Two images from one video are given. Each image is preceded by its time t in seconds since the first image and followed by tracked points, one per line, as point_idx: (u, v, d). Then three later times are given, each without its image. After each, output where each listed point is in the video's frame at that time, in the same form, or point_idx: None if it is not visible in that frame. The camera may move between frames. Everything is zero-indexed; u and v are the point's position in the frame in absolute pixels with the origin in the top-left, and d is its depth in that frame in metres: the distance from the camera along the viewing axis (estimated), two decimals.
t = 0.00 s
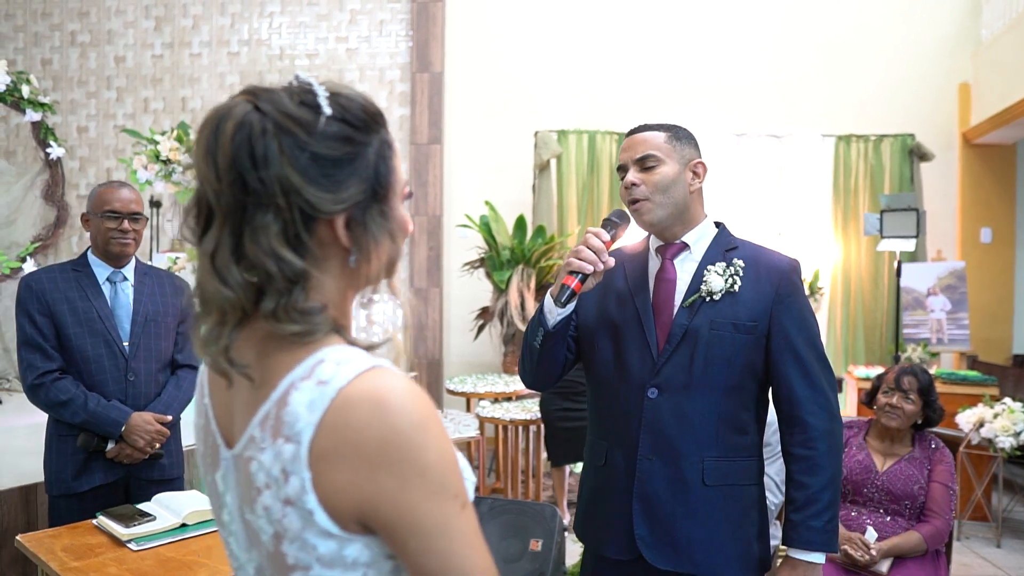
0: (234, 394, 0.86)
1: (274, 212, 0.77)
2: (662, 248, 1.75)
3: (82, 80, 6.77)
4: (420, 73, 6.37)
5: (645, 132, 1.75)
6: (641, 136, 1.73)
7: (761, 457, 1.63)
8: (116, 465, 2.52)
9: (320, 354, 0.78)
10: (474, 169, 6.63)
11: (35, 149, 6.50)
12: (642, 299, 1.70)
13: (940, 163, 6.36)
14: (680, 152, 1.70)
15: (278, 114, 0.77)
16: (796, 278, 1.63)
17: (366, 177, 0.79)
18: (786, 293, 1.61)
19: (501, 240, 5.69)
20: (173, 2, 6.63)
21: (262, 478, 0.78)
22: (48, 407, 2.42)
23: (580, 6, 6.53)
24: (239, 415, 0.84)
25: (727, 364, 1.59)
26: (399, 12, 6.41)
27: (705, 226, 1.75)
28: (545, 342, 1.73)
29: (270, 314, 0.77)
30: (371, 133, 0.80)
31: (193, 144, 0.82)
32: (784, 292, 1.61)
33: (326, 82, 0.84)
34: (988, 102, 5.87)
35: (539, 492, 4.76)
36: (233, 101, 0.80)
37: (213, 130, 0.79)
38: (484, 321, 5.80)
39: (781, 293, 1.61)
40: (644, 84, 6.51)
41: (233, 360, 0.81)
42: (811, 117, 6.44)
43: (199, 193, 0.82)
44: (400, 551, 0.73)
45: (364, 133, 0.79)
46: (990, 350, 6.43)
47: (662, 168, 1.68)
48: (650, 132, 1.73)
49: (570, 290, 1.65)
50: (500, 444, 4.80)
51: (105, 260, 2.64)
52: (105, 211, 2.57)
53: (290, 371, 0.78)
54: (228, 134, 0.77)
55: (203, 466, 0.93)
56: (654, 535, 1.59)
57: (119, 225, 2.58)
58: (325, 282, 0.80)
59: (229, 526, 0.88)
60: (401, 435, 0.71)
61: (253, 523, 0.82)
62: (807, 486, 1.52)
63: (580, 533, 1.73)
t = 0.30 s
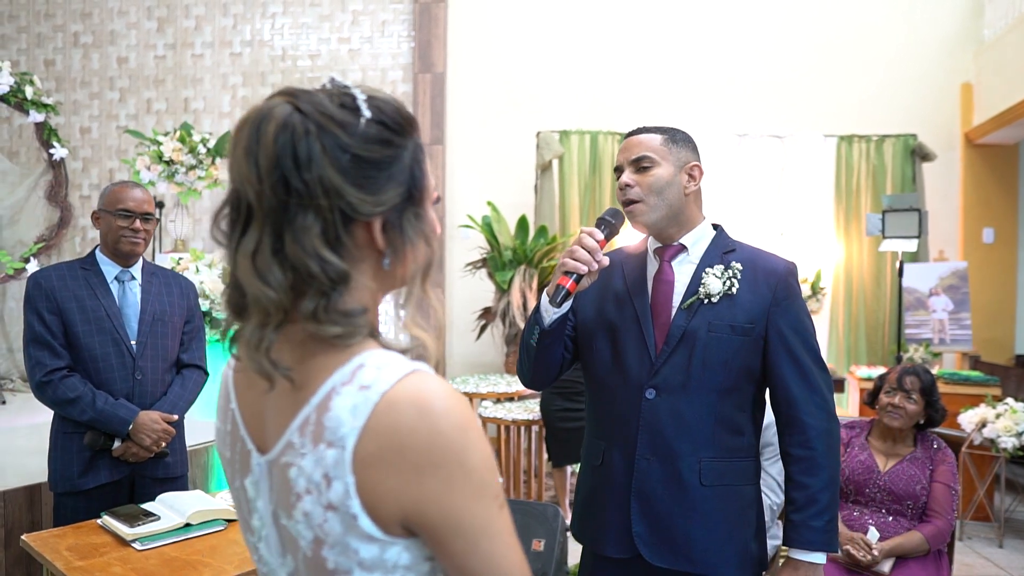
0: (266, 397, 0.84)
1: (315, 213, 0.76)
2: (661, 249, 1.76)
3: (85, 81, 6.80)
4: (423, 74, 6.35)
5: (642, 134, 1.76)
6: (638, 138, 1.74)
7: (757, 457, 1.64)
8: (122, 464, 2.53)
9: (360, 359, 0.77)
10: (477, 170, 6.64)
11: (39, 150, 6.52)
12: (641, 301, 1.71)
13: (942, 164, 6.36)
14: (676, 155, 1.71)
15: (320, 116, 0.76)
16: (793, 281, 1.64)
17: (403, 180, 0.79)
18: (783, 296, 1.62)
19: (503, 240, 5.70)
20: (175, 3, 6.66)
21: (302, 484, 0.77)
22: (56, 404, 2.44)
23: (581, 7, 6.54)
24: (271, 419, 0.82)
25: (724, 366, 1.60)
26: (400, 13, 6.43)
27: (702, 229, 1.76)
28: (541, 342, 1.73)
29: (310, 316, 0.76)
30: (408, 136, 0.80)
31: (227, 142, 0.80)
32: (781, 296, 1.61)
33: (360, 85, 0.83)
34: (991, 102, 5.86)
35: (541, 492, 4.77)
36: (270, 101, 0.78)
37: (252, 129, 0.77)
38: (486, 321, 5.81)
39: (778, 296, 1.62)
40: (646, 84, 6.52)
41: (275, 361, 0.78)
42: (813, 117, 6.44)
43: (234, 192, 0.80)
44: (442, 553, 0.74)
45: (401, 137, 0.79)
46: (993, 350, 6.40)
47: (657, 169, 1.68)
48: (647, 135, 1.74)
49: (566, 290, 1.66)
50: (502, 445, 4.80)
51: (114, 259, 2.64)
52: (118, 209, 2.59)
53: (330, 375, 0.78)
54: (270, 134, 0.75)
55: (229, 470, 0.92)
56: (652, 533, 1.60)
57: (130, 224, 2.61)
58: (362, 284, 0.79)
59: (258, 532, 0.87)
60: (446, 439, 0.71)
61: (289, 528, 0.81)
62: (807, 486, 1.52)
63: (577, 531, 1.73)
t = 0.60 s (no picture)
0: (288, 398, 0.82)
1: (343, 212, 0.75)
2: (662, 249, 1.75)
3: (87, 81, 6.81)
4: (424, 73, 6.52)
5: (646, 132, 1.76)
6: (645, 135, 1.73)
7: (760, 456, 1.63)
8: (124, 463, 2.54)
9: (386, 361, 0.77)
10: (478, 170, 6.64)
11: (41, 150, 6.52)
12: (642, 300, 1.71)
13: (944, 163, 6.35)
14: (681, 154, 1.71)
15: (350, 114, 0.76)
16: (793, 279, 1.63)
17: (431, 180, 0.79)
18: (783, 293, 1.61)
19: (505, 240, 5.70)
20: (177, 3, 6.66)
21: (328, 486, 0.77)
22: (58, 403, 2.45)
23: (583, 6, 6.54)
24: (293, 420, 0.81)
25: (724, 364, 1.60)
26: (402, 12, 6.51)
27: (704, 227, 1.76)
28: (544, 335, 1.73)
29: (338, 316, 0.75)
30: (435, 136, 0.80)
31: (253, 139, 0.79)
32: (781, 293, 1.61)
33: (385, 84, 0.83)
34: (993, 101, 5.85)
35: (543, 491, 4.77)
36: (299, 98, 0.78)
37: (282, 127, 0.76)
38: (488, 321, 5.82)
39: (778, 293, 1.62)
40: (647, 84, 6.52)
41: (307, 361, 0.76)
42: (814, 117, 6.44)
43: (260, 189, 0.78)
44: (467, 555, 0.74)
45: (430, 136, 0.79)
46: (996, 350, 6.38)
47: (661, 167, 1.69)
48: (653, 132, 1.74)
49: (570, 282, 1.68)
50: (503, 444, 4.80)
51: (115, 259, 2.65)
52: (118, 209, 2.60)
53: (356, 377, 0.77)
54: (301, 131, 0.75)
55: (245, 471, 0.90)
56: (654, 532, 1.60)
57: (131, 224, 2.61)
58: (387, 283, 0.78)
59: (278, 535, 0.86)
60: (473, 443, 0.71)
61: (311, 530, 0.80)
62: (801, 483, 1.53)
63: (580, 529, 1.73)
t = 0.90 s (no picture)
0: (297, 399, 0.82)
1: (355, 212, 0.74)
2: (665, 248, 1.75)
3: (89, 82, 6.83)
4: (426, 74, 6.50)
5: (651, 130, 1.76)
6: (650, 134, 1.73)
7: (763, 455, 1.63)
8: (125, 461, 2.55)
9: (397, 362, 0.77)
10: (479, 170, 6.64)
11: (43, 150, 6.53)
12: (646, 300, 1.71)
13: (945, 163, 6.34)
14: (686, 153, 1.71)
15: (364, 113, 0.75)
16: (796, 279, 1.63)
17: (443, 181, 0.78)
18: (786, 293, 1.61)
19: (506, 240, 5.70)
20: (179, 3, 6.67)
21: (336, 487, 0.77)
22: (59, 403, 2.45)
23: (583, 7, 6.54)
24: (301, 421, 0.81)
25: (728, 364, 1.60)
26: (403, 13, 6.51)
27: (707, 226, 1.75)
28: (547, 333, 1.73)
29: (348, 316, 0.75)
30: (447, 137, 0.79)
31: (266, 135, 0.78)
32: (784, 292, 1.61)
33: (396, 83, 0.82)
34: (994, 101, 5.85)
35: (544, 491, 4.76)
36: (311, 96, 0.77)
37: (295, 124, 0.75)
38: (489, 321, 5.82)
39: (781, 293, 1.61)
40: (648, 84, 6.52)
41: (317, 361, 0.76)
42: (815, 117, 6.43)
43: (272, 186, 0.78)
44: (475, 556, 0.74)
45: (442, 136, 0.79)
46: (998, 350, 6.37)
47: (666, 166, 1.68)
48: (658, 131, 1.74)
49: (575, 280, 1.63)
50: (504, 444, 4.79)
51: (115, 259, 2.65)
52: (118, 209, 2.60)
53: (366, 379, 0.77)
54: (314, 130, 0.74)
55: (250, 470, 0.90)
56: (659, 531, 1.60)
57: (130, 223, 2.61)
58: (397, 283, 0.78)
59: (284, 536, 0.86)
60: (480, 444, 0.71)
61: (319, 531, 0.80)
62: (806, 483, 1.52)
63: (583, 528, 1.73)
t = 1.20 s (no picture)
0: (294, 399, 0.82)
1: (353, 212, 0.75)
2: (671, 248, 1.75)
3: (92, 82, 6.85)
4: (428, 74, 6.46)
5: (666, 126, 1.76)
6: (665, 129, 1.74)
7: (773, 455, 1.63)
8: (123, 460, 2.56)
9: (394, 362, 0.77)
10: (481, 170, 6.65)
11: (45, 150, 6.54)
12: (652, 299, 1.71)
13: (948, 163, 6.33)
14: (700, 151, 1.72)
15: (361, 113, 0.75)
16: (804, 277, 1.63)
17: (441, 180, 0.79)
18: (793, 291, 1.61)
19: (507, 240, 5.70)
20: (181, 4, 6.68)
21: (334, 486, 0.77)
22: (60, 402, 2.46)
23: (585, 7, 6.54)
24: (302, 423, 0.81)
25: (736, 363, 1.60)
26: (405, 13, 6.47)
27: (712, 225, 1.75)
28: (557, 336, 1.73)
29: (346, 316, 0.75)
30: (444, 137, 0.80)
31: (264, 135, 0.78)
32: (792, 290, 1.61)
33: (395, 83, 0.83)
34: (997, 101, 5.85)
35: (546, 491, 4.74)
36: (309, 96, 0.77)
37: (292, 125, 0.76)
38: (490, 321, 5.82)
39: (788, 291, 1.61)
40: (649, 84, 6.51)
41: (314, 361, 0.76)
42: (817, 117, 6.43)
43: (270, 186, 0.78)
44: (473, 555, 0.74)
45: (440, 136, 0.79)
46: (1000, 350, 6.36)
47: (680, 162, 1.69)
48: (673, 126, 1.74)
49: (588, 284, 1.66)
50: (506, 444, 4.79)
51: (118, 260, 2.66)
52: (120, 211, 2.60)
53: (364, 379, 0.77)
54: (312, 130, 0.74)
55: (249, 469, 0.91)
56: (667, 531, 1.60)
57: (132, 225, 2.62)
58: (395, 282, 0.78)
59: (285, 536, 0.86)
60: (479, 444, 0.71)
61: (318, 530, 0.80)
62: (819, 482, 1.53)
63: (590, 529, 1.73)
